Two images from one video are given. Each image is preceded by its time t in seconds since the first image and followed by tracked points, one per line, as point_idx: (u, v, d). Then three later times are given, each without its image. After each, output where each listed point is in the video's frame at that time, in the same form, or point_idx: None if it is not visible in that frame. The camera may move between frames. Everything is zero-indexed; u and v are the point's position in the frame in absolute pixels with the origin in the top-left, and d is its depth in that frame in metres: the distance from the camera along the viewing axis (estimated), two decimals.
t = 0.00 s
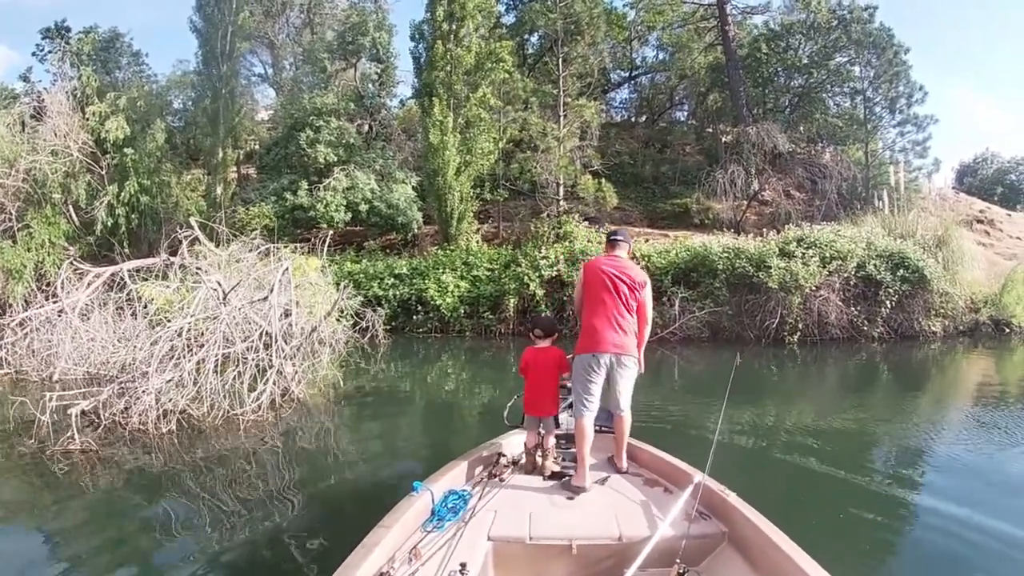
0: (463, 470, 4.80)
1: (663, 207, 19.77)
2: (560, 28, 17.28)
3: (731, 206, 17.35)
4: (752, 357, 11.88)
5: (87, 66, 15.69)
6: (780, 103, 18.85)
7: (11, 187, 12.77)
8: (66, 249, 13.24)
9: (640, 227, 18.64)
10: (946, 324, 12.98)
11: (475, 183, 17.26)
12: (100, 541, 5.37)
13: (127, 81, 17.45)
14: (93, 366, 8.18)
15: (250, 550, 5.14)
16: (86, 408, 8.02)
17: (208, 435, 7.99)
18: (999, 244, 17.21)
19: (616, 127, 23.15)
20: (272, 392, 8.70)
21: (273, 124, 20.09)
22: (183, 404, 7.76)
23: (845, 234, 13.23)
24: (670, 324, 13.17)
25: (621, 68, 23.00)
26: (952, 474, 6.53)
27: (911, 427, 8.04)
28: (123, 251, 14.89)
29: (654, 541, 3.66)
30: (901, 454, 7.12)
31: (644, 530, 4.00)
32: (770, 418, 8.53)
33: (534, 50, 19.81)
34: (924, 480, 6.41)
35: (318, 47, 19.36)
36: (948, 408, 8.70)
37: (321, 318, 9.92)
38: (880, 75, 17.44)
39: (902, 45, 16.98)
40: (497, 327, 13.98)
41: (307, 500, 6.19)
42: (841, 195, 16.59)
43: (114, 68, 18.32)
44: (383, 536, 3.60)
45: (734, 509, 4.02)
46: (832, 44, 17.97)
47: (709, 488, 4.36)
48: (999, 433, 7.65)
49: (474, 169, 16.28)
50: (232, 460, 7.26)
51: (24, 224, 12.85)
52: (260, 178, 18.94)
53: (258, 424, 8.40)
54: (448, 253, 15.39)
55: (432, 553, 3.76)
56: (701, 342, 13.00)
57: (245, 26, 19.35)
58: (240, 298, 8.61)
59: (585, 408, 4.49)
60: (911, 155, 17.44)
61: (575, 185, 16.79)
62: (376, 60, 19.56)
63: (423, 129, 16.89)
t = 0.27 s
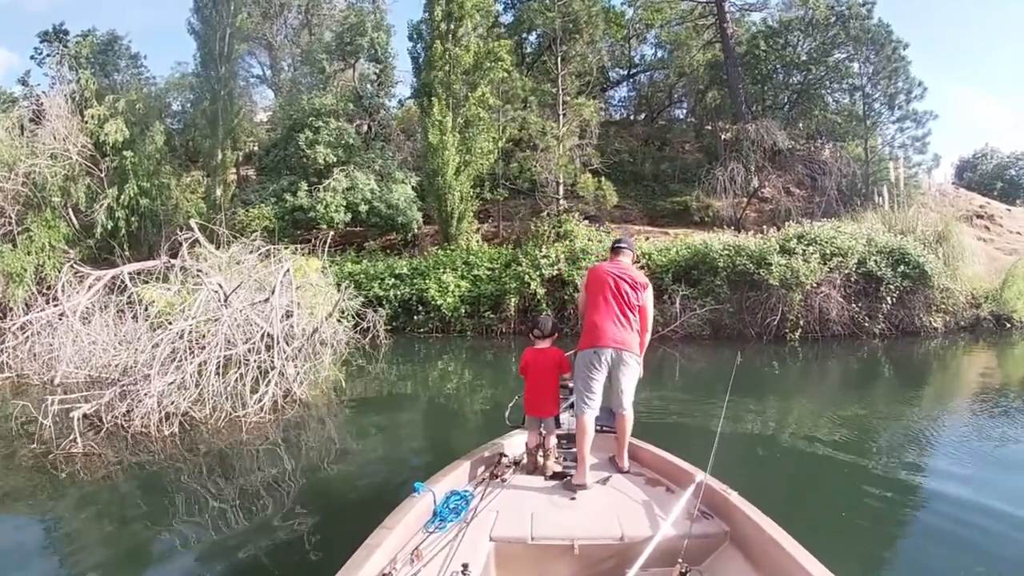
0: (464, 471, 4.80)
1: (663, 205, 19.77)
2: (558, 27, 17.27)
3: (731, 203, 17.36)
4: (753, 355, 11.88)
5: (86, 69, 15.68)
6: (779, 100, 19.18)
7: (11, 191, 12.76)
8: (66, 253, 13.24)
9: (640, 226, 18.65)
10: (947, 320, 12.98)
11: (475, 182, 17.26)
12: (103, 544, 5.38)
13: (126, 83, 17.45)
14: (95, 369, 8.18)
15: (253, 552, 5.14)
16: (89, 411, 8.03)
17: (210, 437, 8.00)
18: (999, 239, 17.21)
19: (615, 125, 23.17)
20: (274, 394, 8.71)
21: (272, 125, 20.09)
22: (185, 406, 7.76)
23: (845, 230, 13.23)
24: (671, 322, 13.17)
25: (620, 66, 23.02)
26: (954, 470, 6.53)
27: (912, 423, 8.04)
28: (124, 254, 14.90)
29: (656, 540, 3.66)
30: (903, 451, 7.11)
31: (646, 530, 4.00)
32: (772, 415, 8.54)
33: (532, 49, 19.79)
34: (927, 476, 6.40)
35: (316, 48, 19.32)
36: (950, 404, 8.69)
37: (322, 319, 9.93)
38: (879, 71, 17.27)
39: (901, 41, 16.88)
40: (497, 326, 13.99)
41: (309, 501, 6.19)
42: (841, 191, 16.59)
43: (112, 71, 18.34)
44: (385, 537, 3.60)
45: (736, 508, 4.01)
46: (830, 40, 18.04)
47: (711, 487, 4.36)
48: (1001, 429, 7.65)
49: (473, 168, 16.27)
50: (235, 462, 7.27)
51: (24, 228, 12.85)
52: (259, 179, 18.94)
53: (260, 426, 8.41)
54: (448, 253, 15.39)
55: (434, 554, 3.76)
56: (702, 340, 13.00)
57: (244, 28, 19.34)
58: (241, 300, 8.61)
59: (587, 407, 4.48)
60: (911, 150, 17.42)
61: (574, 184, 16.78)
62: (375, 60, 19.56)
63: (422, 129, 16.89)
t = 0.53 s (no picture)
0: (467, 471, 4.81)
1: (663, 204, 19.77)
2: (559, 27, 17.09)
3: (732, 202, 17.37)
4: (754, 354, 11.89)
5: (86, 69, 15.68)
6: (779, 99, 19.27)
7: (11, 191, 12.74)
8: (66, 252, 13.23)
9: (641, 225, 18.66)
10: (948, 319, 12.99)
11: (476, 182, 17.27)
12: (105, 544, 5.38)
13: (126, 83, 17.44)
14: (96, 369, 8.18)
15: (256, 552, 5.14)
16: (90, 412, 8.03)
17: (212, 437, 7.99)
18: (1000, 238, 17.22)
19: (615, 124, 23.20)
20: (276, 394, 8.70)
21: (272, 125, 20.07)
22: (187, 406, 7.76)
23: (846, 229, 13.24)
24: (672, 322, 13.18)
25: (620, 65, 23.11)
26: (956, 468, 6.53)
27: (914, 422, 8.05)
28: (124, 253, 14.90)
29: (660, 539, 3.67)
30: (904, 449, 7.13)
31: (649, 528, 4.01)
32: (773, 414, 8.55)
33: (532, 48, 20.01)
34: (928, 474, 6.41)
35: (317, 48, 19.36)
36: (951, 403, 8.70)
37: (324, 318, 9.93)
38: (879, 69, 17.23)
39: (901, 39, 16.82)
40: (498, 326, 13.99)
41: (312, 501, 6.19)
42: (842, 190, 16.60)
43: (112, 71, 18.38)
44: (388, 538, 3.61)
45: (739, 505, 4.03)
46: (831, 39, 18.08)
47: (714, 484, 4.37)
48: (1002, 427, 7.66)
49: (474, 167, 16.24)
50: (237, 462, 7.27)
51: (24, 228, 12.83)
52: (259, 179, 18.93)
53: (262, 426, 8.41)
54: (449, 253, 15.40)
55: (438, 553, 3.77)
56: (703, 339, 13.00)
57: (243, 27, 19.32)
58: (243, 299, 8.61)
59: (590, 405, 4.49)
60: (911, 149, 17.41)
61: (575, 183, 16.78)
62: (375, 60, 19.56)
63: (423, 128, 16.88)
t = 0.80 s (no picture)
0: (468, 470, 4.81)
1: (664, 204, 19.77)
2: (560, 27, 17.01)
3: (732, 203, 17.38)
4: (754, 354, 11.90)
5: (87, 66, 15.66)
6: (780, 100, 19.29)
7: (11, 188, 12.70)
8: (66, 250, 13.21)
9: (641, 225, 18.66)
10: (947, 321, 13.00)
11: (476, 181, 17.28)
12: (105, 542, 5.37)
13: (126, 81, 17.44)
14: (97, 367, 8.17)
15: (257, 551, 5.14)
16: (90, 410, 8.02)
17: (212, 436, 7.99)
18: (1000, 240, 17.24)
19: (615, 124, 23.23)
20: (276, 392, 8.70)
21: (272, 123, 20.06)
22: (187, 404, 7.75)
23: (846, 230, 13.26)
24: (672, 322, 13.19)
25: (620, 65, 23.17)
26: (956, 469, 6.55)
27: (914, 423, 8.06)
28: (124, 251, 14.90)
29: (661, 538, 3.68)
30: (905, 450, 7.14)
31: (650, 528, 4.01)
32: (773, 415, 8.55)
33: (533, 48, 20.06)
34: (928, 475, 6.43)
35: (318, 46, 19.37)
36: (951, 404, 8.72)
37: (324, 317, 9.93)
38: (880, 71, 17.17)
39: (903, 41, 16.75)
40: (498, 325, 13.99)
41: (312, 500, 6.19)
42: (842, 191, 16.60)
43: (112, 68, 18.35)
44: (389, 537, 3.60)
45: (740, 504, 4.03)
46: (832, 40, 18.08)
47: (715, 483, 4.37)
48: (1002, 429, 7.67)
49: (475, 166, 16.23)
50: (237, 461, 7.26)
51: (24, 225, 12.80)
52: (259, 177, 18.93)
53: (262, 424, 8.40)
54: (450, 252, 15.40)
55: (439, 553, 3.76)
56: (703, 340, 13.00)
57: (244, 26, 19.32)
58: (244, 298, 8.61)
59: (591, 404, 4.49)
60: (912, 151, 17.41)
61: (575, 183, 16.78)
62: (376, 59, 19.56)
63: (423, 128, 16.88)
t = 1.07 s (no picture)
0: (467, 469, 4.81)
1: (664, 205, 19.77)
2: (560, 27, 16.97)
3: (731, 204, 17.40)
4: (754, 355, 11.90)
5: (87, 65, 15.67)
6: (780, 101, 19.31)
7: (11, 187, 12.65)
8: (65, 249, 13.20)
9: (641, 226, 18.67)
10: (947, 322, 13.02)
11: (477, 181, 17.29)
12: (104, 541, 5.36)
13: (126, 80, 17.45)
14: (96, 366, 8.16)
15: (256, 550, 5.14)
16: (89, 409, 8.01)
17: (211, 435, 7.98)
18: (999, 242, 17.25)
19: (615, 125, 23.26)
20: (276, 392, 8.69)
21: (272, 122, 20.04)
22: (187, 404, 7.75)
23: (846, 231, 13.27)
24: (672, 322, 13.20)
25: (620, 66, 23.23)
26: (955, 470, 6.57)
27: (913, 424, 8.08)
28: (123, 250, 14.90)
29: (660, 538, 3.68)
30: (903, 451, 7.15)
31: (649, 527, 4.01)
32: (772, 415, 8.57)
33: (533, 48, 20.07)
34: (927, 476, 6.44)
35: (318, 46, 19.38)
36: (950, 405, 8.73)
37: (324, 316, 9.94)
38: (880, 73, 17.20)
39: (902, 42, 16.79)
40: (498, 325, 13.99)
41: (311, 499, 6.19)
42: (842, 193, 16.61)
43: (112, 67, 18.34)
44: (388, 537, 3.60)
45: (739, 503, 4.04)
46: (832, 41, 18.09)
47: (714, 483, 4.38)
48: (999, 430, 7.69)
49: (475, 167, 16.24)
50: (237, 460, 7.26)
51: (24, 224, 12.77)
52: (259, 177, 18.92)
53: (262, 424, 8.40)
54: (450, 252, 15.40)
55: (438, 552, 3.76)
56: (702, 340, 13.01)
57: (244, 25, 19.33)
58: (244, 298, 8.61)
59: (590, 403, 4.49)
60: (911, 152, 17.44)
61: (575, 183, 16.79)
62: (376, 59, 19.57)
63: (423, 128, 16.89)
